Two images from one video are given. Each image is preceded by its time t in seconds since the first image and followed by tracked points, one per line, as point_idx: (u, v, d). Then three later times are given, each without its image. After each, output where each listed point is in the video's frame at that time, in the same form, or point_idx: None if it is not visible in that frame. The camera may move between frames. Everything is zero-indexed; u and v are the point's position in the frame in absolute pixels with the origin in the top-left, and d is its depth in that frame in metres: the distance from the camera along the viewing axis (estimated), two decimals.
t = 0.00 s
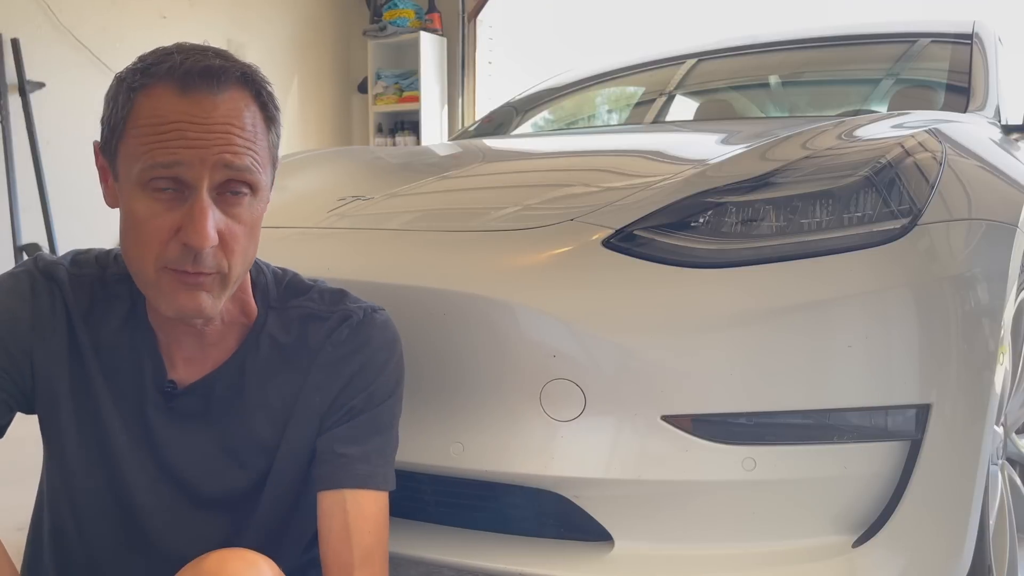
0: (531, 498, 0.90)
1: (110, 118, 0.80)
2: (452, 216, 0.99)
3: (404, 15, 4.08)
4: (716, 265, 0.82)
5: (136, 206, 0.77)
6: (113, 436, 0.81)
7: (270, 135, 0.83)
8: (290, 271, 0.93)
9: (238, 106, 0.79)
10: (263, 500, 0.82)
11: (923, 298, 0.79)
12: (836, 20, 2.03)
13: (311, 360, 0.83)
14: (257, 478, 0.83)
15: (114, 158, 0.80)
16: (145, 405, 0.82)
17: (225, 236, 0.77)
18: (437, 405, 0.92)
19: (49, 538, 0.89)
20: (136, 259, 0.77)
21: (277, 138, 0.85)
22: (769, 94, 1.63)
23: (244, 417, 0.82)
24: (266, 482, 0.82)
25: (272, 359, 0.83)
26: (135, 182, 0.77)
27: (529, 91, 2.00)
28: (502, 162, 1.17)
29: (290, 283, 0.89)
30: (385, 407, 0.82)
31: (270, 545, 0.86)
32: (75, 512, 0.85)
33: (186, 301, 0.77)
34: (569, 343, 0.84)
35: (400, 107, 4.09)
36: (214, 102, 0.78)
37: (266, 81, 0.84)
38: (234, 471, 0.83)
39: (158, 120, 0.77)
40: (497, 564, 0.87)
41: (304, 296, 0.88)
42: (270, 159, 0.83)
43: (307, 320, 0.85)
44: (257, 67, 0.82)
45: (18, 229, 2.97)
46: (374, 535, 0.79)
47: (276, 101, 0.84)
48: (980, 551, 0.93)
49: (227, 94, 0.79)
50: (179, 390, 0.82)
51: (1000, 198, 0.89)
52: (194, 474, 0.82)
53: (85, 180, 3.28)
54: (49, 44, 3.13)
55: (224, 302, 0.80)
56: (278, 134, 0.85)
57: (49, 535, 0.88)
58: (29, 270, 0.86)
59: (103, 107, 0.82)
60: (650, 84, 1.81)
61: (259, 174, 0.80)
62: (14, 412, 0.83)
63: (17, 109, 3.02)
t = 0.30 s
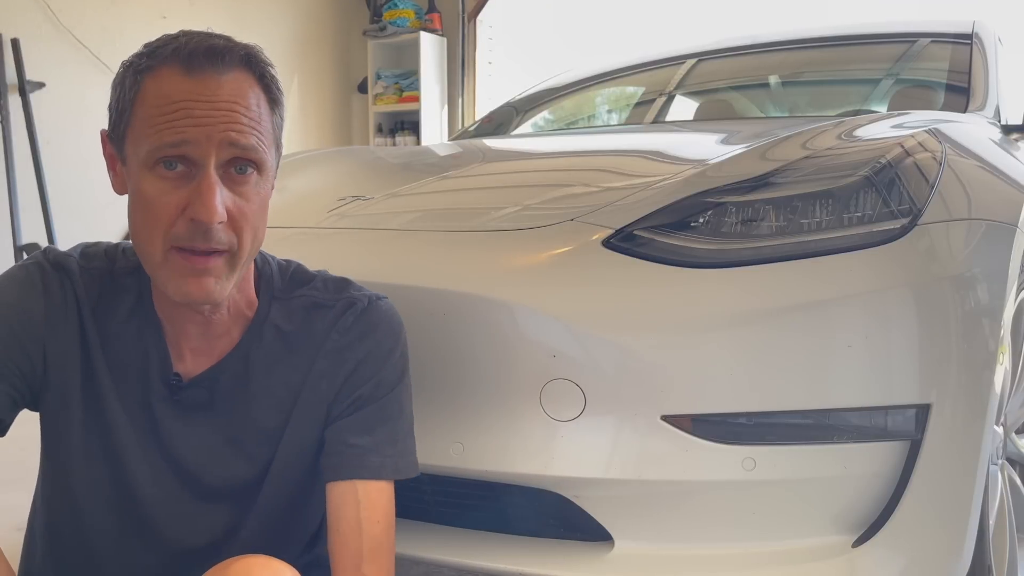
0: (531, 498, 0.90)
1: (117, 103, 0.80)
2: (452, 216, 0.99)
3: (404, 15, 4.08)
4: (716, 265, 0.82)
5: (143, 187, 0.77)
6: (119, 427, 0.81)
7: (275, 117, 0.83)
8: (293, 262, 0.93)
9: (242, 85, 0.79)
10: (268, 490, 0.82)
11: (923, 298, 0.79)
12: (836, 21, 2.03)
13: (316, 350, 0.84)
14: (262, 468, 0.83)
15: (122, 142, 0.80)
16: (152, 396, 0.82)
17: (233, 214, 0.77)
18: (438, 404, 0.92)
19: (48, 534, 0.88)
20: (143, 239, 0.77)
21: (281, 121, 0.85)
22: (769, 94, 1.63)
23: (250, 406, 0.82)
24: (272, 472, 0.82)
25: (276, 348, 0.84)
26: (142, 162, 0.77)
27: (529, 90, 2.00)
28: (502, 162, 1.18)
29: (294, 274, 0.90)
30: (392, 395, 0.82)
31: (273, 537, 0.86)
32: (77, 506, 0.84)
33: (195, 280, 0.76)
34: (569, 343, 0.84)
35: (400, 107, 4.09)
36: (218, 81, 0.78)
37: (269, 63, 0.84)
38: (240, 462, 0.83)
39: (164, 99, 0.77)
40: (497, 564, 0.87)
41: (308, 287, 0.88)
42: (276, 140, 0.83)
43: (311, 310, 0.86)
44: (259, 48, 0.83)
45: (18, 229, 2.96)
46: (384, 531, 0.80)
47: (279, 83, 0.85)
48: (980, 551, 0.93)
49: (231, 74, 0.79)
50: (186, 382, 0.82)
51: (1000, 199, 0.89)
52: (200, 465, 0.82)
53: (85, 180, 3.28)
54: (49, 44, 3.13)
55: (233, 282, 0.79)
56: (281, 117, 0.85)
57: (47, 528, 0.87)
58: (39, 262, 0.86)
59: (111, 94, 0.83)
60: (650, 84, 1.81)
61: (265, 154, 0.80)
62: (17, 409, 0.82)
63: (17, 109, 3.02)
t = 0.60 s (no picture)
0: (531, 498, 0.90)
1: (129, 112, 0.80)
2: (452, 216, 0.99)
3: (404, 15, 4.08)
4: (715, 265, 0.82)
5: (153, 200, 0.77)
6: (123, 434, 0.81)
7: (287, 131, 0.83)
8: (298, 267, 0.92)
9: (257, 101, 0.79)
10: (272, 497, 0.83)
11: (923, 299, 0.79)
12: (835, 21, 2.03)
13: (321, 357, 0.83)
14: (265, 475, 0.84)
15: (132, 151, 0.80)
16: (155, 403, 0.82)
17: (244, 230, 0.77)
18: (438, 404, 0.92)
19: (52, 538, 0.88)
20: (152, 252, 0.77)
21: (292, 135, 0.85)
22: (769, 94, 1.63)
23: (254, 413, 0.82)
24: (275, 480, 0.82)
25: (281, 355, 0.84)
26: (153, 175, 0.77)
27: (529, 91, 2.00)
28: (502, 162, 1.18)
29: (299, 280, 0.89)
30: (396, 403, 0.82)
31: (276, 543, 0.86)
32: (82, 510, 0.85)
33: (204, 295, 0.77)
34: (569, 343, 0.84)
35: (400, 107, 4.09)
36: (234, 97, 0.78)
37: (283, 77, 0.84)
38: (244, 469, 0.83)
39: (178, 113, 0.77)
40: (497, 564, 0.87)
41: (312, 292, 0.87)
42: (288, 155, 0.84)
43: (316, 316, 0.85)
44: (275, 62, 0.83)
45: (18, 229, 2.96)
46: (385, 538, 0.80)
47: (292, 97, 0.85)
48: (980, 551, 0.93)
49: (246, 89, 0.79)
50: (189, 390, 0.82)
51: (1000, 198, 0.89)
52: (204, 472, 0.82)
53: (86, 180, 3.28)
54: (50, 44, 3.13)
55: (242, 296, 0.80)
56: (293, 131, 0.85)
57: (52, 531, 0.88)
58: (43, 267, 0.86)
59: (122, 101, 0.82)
60: (650, 84, 1.81)
61: (277, 171, 0.80)
62: (19, 411, 0.83)
63: (17, 109, 3.02)
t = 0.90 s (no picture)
0: (531, 498, 0.90)
1: (115, 122, 0.80)
2: (452, 216, 0.99)
3: (404, 15, 4.08)
4: (716, 265, 0.82)
5: (139, 210, 0.77)
6: (120, 439, 0.81)
7: (275, 138, 0.83)
8: (293, 269, 0.92)
9: (241, 109, 0.79)
10: (268, 502, 0.83)
11: (923, 299, 0.79)
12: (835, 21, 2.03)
13: (316, 360, 0.83)
14: (262, 480, 0.84)
15: (118, 161, 0.80)
16: (150, 409, 0.82)
17: (232, 239, 0.77)
18: (438, 404, 0.92)
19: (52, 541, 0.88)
20: (139, 262, 0.77)
21: (282, 141, 0.85)
22: (769, 94, 1.63)
23: (250, 418, 0.82)
24: (271, 484, 0.82)
25: (276, 359, 0.84)
26: (139, 186, 0.77)
27: (529, 91, 2.00)
28: (502, 162, 1.18)
29: (295, 283, 0.89)
30: (392, 407, 0.82)
31: (274, 546, 0.86)
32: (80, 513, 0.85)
33: (192, 304, 0.77)
34: (568, 343, 0.84)
35: (400, 107, 4.09)
36: (218, 106, 0.78)
37: (271, 83, 0.84)
38: (240, 474, 0.83)
39: (161, 124, 0.77)
40: (497, 564, 0.87)
41: (308, 296, 0.87)
42: (276, 162, 0.83)
43: (312, 318, 0.85)
44: (261, 69, 0.83)
45: (18, 229, 2.96)
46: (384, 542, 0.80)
47: (280, 103, 0.84)
48: (980, 550, 0.93)
49: (231, 97, 0.79)
50: (184, 396, 0.82)
51: (1000, 198, 0.89)
52: (200, 477, 0.82)
53: (86, 181, 3.28)
54: (50, 45, 3.13)
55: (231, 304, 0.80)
56: (282, 137, 0.85)
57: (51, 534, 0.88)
58: (40, 270, 0.86)
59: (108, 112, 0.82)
60: (650, 84, 1.81)
61: (264, 178, 0.80)
62: (15, 415, 0.82)
63: (17, 109, 3.02)
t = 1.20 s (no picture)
0: (531, 498, 0.90)
1: (117, 122, 0.80)
2: (452, 216, 0.99)
3: (404, 15, 4.08)
4: (716, 265, 0.82)
5: (141, 209, 0.77)
6: (120, 438, 0.81)
7: (277, 138, 0.83)
8: (293, 269, 0.92)
9: (244, 109, 0.79)
10: (268, 502, 0.83)
11: (923, 299, 0.79)
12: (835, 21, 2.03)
13: (317, 360, 0.83)
14: (262, 480, 0.84)
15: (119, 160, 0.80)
16: (150, 408, 0.82)
17: (233, 239, 0.77)
18: (438, 404, 0.92)
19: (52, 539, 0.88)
20: (140, 261, 0.77)
21: (284, 142, 0.85)
22: (769, 94, 1.63)
23: (250, 418, 0.82)
24: (272, 484, 0.82)
25: (277, 358, 0.84)
26: (140, 185, 0.77)
27: (529, 91, 2.00)
28: (502, 162, 1.18)
29: (294, 283, 0.89)
30: (393, 408, 0.82)
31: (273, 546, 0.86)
32: (80, 512, 0.85)
33: (193, 304, 0.77)
34: (568, 343, 0.84)
35: (400, 107, 4.09)
36: (221, 106, 0.78)
37: (273, 84, 0.84)
38: (239, 473, 0.83)
39: (164, 123, 0.77)
40: (497, 564, 0.87)
41: (307, 296, 0.87)
42: (278, 162, 0.83)
43: (312, 318, 0.85)
44: (264, 70, 0.83)
45: (18, 229, 2.96)
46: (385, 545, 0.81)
47: (282, 104, 0.84)
48: (980, 550, 0.93)
49: (234, 97, 0.79)
50: (184, 395, 0.81)
51: (1000, 198, 0.89)
52: (200, 477, 0.82)
53: (86, 180, 3.28)
54: (50, 45, 3.13)
55: (232, 304, 0.80)
56: (284, 138, 0.85)
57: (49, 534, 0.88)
58: (40, 268, 0.86)
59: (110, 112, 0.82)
60: (650, 84, 1.81)
61: (266, 178, 0.80)
62: (15, 412, 0.82)
63: (17, 109, 3.02)
